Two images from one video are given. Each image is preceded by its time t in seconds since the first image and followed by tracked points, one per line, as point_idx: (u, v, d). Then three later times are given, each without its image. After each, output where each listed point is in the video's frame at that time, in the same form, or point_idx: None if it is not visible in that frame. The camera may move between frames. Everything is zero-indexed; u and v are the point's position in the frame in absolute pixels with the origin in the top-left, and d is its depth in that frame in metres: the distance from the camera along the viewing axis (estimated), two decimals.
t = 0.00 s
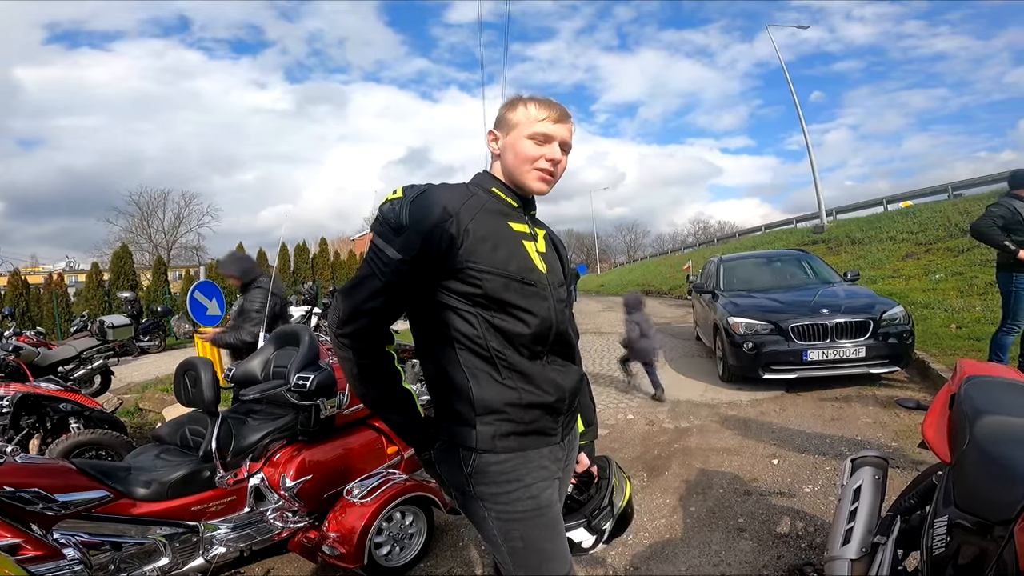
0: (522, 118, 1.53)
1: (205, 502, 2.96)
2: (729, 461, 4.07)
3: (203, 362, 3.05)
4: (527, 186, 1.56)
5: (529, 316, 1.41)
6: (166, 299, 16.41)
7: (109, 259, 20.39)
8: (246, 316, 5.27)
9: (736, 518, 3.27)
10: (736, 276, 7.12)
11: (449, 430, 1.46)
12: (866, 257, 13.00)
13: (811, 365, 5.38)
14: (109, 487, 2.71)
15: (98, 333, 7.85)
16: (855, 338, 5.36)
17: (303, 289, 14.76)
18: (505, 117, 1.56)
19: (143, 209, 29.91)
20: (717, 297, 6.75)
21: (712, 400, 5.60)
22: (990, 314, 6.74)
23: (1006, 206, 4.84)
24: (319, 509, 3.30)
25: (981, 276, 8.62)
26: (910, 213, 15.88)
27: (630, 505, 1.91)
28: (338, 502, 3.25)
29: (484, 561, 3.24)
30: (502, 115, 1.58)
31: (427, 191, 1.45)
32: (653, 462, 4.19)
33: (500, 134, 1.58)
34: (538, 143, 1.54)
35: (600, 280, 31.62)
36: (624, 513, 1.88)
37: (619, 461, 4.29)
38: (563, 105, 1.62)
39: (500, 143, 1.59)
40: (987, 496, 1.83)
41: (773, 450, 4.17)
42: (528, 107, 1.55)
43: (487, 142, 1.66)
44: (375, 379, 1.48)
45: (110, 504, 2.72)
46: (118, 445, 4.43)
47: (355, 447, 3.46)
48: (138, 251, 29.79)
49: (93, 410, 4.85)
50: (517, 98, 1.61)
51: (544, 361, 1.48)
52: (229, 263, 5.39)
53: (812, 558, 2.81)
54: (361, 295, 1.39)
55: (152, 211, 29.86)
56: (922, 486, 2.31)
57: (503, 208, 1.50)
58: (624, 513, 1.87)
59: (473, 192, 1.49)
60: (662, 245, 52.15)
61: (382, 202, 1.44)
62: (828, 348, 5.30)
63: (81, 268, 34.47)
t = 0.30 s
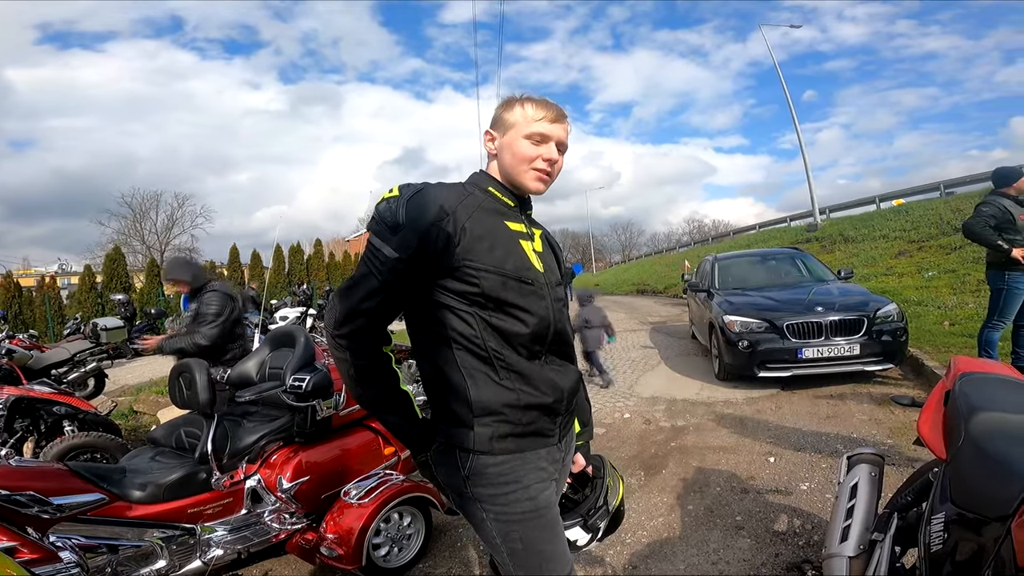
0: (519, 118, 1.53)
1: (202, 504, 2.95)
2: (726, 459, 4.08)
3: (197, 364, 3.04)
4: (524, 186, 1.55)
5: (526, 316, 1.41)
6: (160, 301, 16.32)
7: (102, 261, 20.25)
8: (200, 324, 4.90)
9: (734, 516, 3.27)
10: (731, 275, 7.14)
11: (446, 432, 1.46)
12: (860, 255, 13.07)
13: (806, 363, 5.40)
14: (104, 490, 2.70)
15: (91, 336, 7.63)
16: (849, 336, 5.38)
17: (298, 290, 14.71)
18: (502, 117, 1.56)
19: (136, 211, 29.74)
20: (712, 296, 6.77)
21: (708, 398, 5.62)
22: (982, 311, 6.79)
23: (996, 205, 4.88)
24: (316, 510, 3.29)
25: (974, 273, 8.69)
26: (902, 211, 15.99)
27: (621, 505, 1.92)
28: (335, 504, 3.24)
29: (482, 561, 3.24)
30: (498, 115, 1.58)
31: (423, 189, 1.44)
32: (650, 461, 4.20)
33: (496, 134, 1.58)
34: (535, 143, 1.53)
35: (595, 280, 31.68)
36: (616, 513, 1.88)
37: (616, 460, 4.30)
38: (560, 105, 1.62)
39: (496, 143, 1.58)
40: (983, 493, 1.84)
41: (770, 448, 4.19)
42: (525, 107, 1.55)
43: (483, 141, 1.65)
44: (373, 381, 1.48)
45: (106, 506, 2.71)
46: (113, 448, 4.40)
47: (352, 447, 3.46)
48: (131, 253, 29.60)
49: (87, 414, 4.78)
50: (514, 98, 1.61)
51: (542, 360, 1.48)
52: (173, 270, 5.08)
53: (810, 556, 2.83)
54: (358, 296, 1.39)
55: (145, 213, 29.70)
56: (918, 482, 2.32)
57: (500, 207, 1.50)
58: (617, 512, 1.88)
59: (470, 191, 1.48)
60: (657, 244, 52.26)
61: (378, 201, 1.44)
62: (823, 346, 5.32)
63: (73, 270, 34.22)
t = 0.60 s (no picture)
0: (513, 115, 1.52)
1: (202, 506, 2.94)
2: (726, 458, 4.08)
3: (196, 365, 3.04)
4: (519, 185, 1.54)
5: (524, 316, 1.40)
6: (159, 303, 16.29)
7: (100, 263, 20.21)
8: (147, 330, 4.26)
9: (735, 515, 3.27)
10: (730, 273, 7.13)
11: (446, 433, 1.45)
12: (858, 253, 13.08)
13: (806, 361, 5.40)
14: (105, 492, 2.69)
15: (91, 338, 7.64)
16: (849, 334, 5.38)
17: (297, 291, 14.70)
18: (497, 116, 1.56)
19: (134, 213, 29.69)
20: (711, 294, 6.77)
21: (708, 397, 5.61)
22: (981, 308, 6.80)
23: (995, 202, 4.87)
24: (317, 512, 3.29)
25: (972, 270, 8.70)
26: (901, 208, 16.00)
27: (629, 507, 1.90)
28: (336, 504, 3.24)
29: (484, 561, 3.24)
30: (494, 114, 1.58)
31: (418, 191, 1.44)
32: (651, 460, 4.20)
33: (493, 133, 1.57)
34: (530, 140, 1.52)
35: (594, 279, 31.69)
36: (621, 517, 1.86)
37: (617, 460, 4.29)
38: (558, 103, 1.61)
39: (493, 141, 1.58)
40: (984, 492, 1.85)
41: (770, 447, 4.18)
42: (520, 105, 1.54)
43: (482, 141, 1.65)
44: (375, 384, 1.47)
45: (107, 508, 2.70)
46: (113, 450, 4.38)
47: (352, 448, 3.45)
48: (129, 255, 29.56)
49: (87, 415, 4.76)
50: (511, 97, 1.60)
51: (542, 361, 1.47)
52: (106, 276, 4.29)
53: (812, 554, 2.82)
54: (356, 299, 1.38)
55: (143, 215, 29.66)
56: (919, 480, 2.32)
57: (497, 207, 1.50)
58: (624, 514, 1.85)
59: (466, 192, 1.48)
60: (656, 243, 52.26)
61: (373, 205, 1.43)
62: (823, 343, 5.32)
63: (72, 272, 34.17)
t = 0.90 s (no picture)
0: (507, 113, 1.52)
1: (206, 506, 2.94)
2: (730, 457, 4.06)
3: (200, 366, 3.04)
4: (514, 182, 1.52)
5: (527, 315, 1.39)
6: (162, 304, 16.33)
7: (104, 264, 20.30)
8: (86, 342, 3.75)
9: (740, 515, 3.26)
10: (734, 271, 7.12)
11: (449, 432, 1.45)
12: (862, 251, 13.03)
13: (810, 359, 5.38)
14: (109, 492, 2.69)
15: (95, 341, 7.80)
16: (854, 332, 5.36)
17: (300, 291, 14.73)
18: (493, 115, 1.56)
19: (138, 214, 29.79)
20: (714, 293, 6.75)
21: (712, 396, 5.60)
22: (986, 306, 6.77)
23: (1000, 200, 4.84)
24: (321, 512, 3.29)
25: (977, 268, 8.66)
26: (905, 206, 15.92)
27: (643, 509, 1.89)
28: (339, 504, 3.24)
29: (487, 561, 3.23)
30: (491, 114, 1.58)
31: (420, 193, 1.43)
32: (655, 460, 4.19)
33: (490, 132, 1.58)
34: (524, 136, 1.51)
35: (597, 279, 31.64)
36: (631, 526, 1.83)
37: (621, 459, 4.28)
38: (556, 99, 1.59)
39: (491, 140, 1.58)
40: (992, 491, 1.83)
41: (775, 446, 4.17)
42: (514, 102, 1.54)
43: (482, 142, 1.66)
44: (382, 384, 1.47)
45: (111, 509, 2.70)
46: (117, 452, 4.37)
47: (355, 448, 3.45)
48: (133, 256, 29.65)
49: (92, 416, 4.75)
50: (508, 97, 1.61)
51: (546, 360, 1.46)
52: (47, 280, 3.82)
53: (817, 554, 2.81)
54: (360, 300, 1.38)
55: (147, 216, 29.77)
56: (926, 479, 2.30)
57: (499, 206, 1.49)
58: (637, 516, 1.85)
59: (468, 192, 1.47)
60: (659, 242, 52.19)
61: (376, 206, 1.43)
62: (827, 342, 5.30)
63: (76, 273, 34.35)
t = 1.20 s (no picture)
0: (511, 113, 1.52)
1: (208, 506, 2.94)
2: (733, 457, 4.05)
3: (203, 366, 3.04)
4: (521, 181, 1.52)
5: (533, 317, 1.39)
6: (165, 304, 16.37)
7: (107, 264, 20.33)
8: None
9: (742, 515, 3.25)
10: (736, 271, 7.11)
11: (454, 433, 1.44)
12: (866, 251, 13.00)
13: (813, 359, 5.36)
14: (112, 492, 2.70)
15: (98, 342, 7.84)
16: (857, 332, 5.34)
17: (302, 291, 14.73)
18: (498, 116, 1.56)
19: (141, 214, 29.87)
20: (717, 292, 6.74)
21: (714, 396, 5.59)
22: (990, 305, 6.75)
23: (1003, 199, 4.82)
24: (323, 512, 3.29)
25: (981, 268, 8.63)
26: (908, 206, 15.88)
27: (645, 511, 1.89)
28: (342, 504, 3.24)
29: (489, 561, 3.23)
30: (496, 115, 1.58)
31: (426, 195, 1.43)
32: (657, 460, 4.18)
33: (495, 133, 1.57)
34: (529, 135, 1.51)
35: (599, 278, 31.60)
36: (632, 527, 1.84)
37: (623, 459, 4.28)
38: (559, 98, 1.59)
39: (496, 141, 1.58)
40: (997, 491, 1.82)
41: (778, 446, 4.16)
42: (518, 102, 1.54)
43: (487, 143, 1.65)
44: (390, 384, 1.46)
45: (114, 509, 2.70)
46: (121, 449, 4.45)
47: (357, 448, 3.45)
48: (136, 256, 29.71)
49: (94, 417, 4.83)
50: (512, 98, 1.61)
51: (551, 362, 1.46)
52: None
53: (821, 554, 2.80)
54: (367, 302, 1.38)
55: (150, 216, 29.85)
56: (930, 479, 2.29)
57: (506, 208, 1.49)
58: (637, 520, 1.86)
59: (474, 193, 1.47)
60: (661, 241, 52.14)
61: (382, 208, 1.43)
62: (831, 342, 5.28)
63: (79, 274, 34.43)
